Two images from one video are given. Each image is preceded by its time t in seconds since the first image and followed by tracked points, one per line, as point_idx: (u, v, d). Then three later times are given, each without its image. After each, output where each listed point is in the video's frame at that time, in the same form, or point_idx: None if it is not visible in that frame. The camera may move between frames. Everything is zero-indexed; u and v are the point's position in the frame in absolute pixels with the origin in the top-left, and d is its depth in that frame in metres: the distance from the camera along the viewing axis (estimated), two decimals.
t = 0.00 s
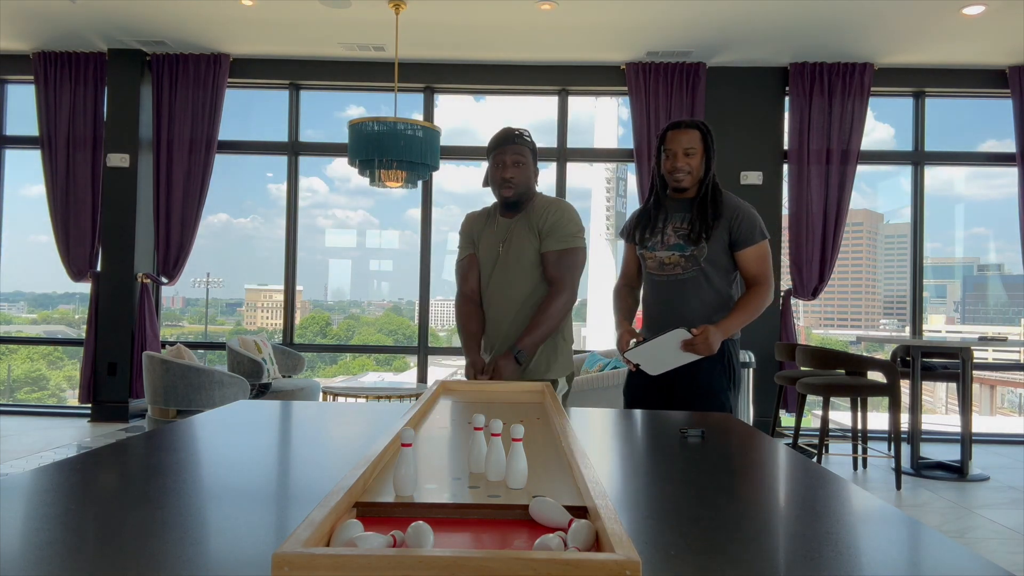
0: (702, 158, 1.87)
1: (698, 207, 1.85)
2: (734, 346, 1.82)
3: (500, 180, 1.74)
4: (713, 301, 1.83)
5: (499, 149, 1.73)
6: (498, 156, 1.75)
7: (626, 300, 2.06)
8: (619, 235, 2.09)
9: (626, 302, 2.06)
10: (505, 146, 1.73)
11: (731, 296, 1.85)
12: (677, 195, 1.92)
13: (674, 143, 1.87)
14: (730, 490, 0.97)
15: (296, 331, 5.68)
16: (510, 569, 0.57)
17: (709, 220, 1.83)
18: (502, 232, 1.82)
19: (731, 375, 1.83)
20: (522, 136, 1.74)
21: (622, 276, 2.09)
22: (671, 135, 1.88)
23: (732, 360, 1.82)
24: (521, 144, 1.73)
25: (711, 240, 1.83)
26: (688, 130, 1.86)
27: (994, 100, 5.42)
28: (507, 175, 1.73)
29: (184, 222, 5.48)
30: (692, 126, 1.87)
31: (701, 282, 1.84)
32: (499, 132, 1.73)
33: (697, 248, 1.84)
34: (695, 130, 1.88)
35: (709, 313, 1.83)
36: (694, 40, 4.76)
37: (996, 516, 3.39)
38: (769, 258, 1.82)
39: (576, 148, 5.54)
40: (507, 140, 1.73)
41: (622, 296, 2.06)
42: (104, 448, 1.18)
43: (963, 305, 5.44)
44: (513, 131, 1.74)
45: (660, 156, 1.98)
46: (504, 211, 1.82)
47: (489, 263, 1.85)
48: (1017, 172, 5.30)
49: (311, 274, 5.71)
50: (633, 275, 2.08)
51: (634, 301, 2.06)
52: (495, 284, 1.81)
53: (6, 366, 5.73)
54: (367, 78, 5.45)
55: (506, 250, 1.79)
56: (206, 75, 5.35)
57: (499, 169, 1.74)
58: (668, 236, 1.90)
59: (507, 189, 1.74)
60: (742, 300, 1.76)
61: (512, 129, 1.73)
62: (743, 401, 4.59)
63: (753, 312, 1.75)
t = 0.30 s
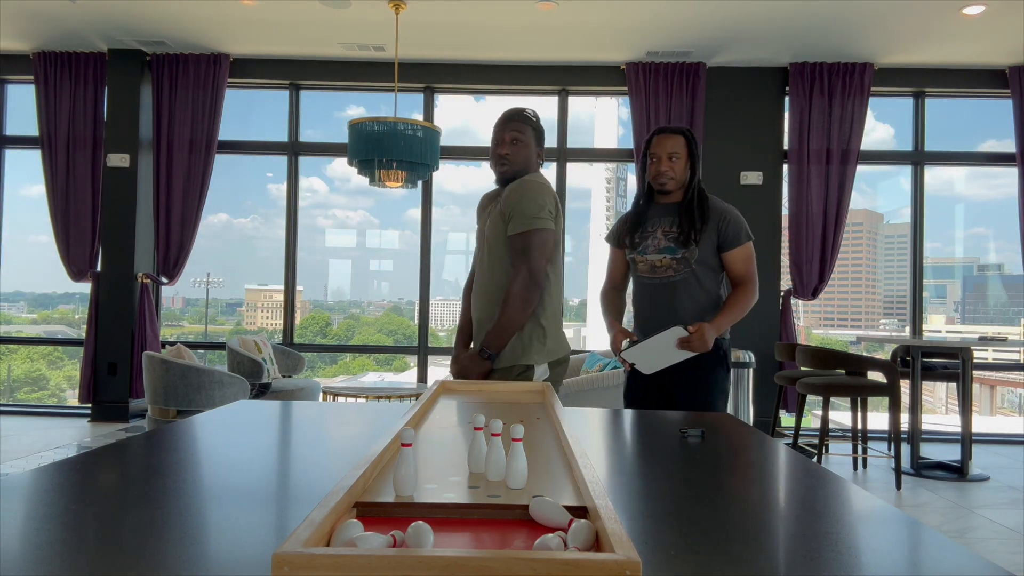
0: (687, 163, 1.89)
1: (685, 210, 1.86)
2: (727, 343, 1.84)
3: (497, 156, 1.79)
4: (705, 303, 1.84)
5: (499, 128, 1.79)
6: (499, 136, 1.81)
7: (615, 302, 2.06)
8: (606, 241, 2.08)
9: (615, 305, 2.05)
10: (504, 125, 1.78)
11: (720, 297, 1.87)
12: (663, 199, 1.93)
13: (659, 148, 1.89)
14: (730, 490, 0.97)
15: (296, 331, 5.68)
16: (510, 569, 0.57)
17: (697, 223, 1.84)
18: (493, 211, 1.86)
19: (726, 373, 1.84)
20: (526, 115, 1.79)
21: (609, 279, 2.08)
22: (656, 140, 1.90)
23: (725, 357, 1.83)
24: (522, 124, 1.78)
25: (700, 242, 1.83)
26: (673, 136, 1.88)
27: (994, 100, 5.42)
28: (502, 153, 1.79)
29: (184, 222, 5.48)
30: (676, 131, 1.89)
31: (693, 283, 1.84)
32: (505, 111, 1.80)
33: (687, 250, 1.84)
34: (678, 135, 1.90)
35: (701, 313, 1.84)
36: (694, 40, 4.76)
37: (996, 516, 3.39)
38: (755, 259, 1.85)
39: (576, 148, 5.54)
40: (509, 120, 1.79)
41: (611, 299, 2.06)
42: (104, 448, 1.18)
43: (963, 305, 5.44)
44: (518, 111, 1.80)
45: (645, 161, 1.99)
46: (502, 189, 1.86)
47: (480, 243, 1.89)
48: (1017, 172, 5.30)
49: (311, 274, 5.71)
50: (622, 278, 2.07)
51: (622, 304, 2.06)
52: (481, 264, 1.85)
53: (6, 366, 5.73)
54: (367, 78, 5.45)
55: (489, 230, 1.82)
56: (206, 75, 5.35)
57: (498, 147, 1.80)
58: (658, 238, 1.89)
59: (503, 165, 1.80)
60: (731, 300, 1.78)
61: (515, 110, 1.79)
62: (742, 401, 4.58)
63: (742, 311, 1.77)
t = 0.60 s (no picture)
0: (683, 164, 1.90)
1: (682, 211, 1.86)
2: (726, 344, 1.84)
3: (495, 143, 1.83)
4: (704, 303, 1.85)
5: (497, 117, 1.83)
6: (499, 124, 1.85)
7: (613, 304, 2.05)
8: (605, 244, 2.08)
9: (613, 308, 2.04)
10: (505, 113, 1.80)
11: (718, 297, 1.87)
12: (659, 201, 1.94)
13: (655, 150, 1.89)
14: (729, 490, 0.97)
15: (296, 331, 5.68)
16: (510, 570, 0.57)
17: (695, 223, 1.84)
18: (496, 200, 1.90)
19: (725, 375, 1.84)
20: (523, 103, 1.80)
21: (607, 281, 2.08)
22: (652, 142, 1.90)
23: (725, 359, 1.83)
24: (520, 111, 1.79)
25: (698, 243, 1.84)
26: (669, 137, 1.88)
27: (994, 100, 5.42)
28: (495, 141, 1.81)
29: (184, 222, 5.48)
30: (672, 133, 1.90)
31: (691, 284, 1.85)
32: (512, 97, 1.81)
33: (685, 251, 1.84)
34: (673, 137, 1.91)
35: (700, 314, 1.84)
36: (694, 40, 4.76)
37: (996, 516, 3.39)
38: (752, 258, 1.85)
39: (575, 148, 5.54)
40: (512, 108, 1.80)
41: (609, 300, 2.05)
42: (104, 448, 1.18)
43: (963, 305, 5.44)
44: (522, 99, 1.80)
45: (640, 164, 1.99)
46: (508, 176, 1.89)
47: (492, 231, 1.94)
48: (1017, 171, 5.30)
49: (311, 274, 5.71)
50: (620, 280, 2.07)
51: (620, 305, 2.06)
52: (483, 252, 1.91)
53: (6, 366, 5.73)
54: (367, 78, 5.45)
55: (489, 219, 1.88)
56: (206, 75, 5.35)
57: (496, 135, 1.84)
58: (656, 240, 1.89)
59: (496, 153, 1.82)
60: (729, 299, 1.79)
61: (517, 98, 1.80)
62: (742, 401, 4.58)
63: (740, 311, 1.78)
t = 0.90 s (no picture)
0: (686, 165, 1.90)
1: (685, 211, 1.86)
2: (727, 346, 1.84)
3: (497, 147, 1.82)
4: (707, 302, 1.85)
5: (500, 119, 1.82)
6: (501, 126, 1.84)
7: (615, 305, 2.05)
8: (607, 244, 2.08)
9: (614, 308, 2.04)
10: (507, 117, 1.80)
11: (721, 297, 1.88)
12: (662, 200, 1.93)
13: (659, 150, 1.89)
14: (728, 490, 0.97)
15: (296, 331, 5.68)
16: (510, 570, 0.57)
17: (699, 223, 1.84)
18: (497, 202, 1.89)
19: (725, 377, 1.84)
20: (527, 105, 1.79)
21: (609, 282, 2.08)
22: (655, 143, 1.90)
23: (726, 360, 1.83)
24: (521, 114, 1.78)
25: (702, 242, 1.84)
26: (672, 137, 1.88)
27: (993, 100, 5.42)
28: (499, 144, 1.81)
29: (184, 222, 5.48)
30: (675, 133, 1.90)
31: (695, 283, 1.84)
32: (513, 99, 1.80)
33: (689, 250, 1.84)
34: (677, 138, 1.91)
35: (703, 313, 1.84)
36: (694, 40, 4.76)
37: (996, 517, 3.39)
38: (755, 259, 1.86)
39: (576, 148, 5.54)
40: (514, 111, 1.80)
41: (611, 301, 2.05)
42: (104, 448, 1.18)
43: (963, 305, 5.44)
44: (523, 103, 1.79)
45: (643, 165, 1.99)
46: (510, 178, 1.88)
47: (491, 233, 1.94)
48: (1017, 171, 5.30)
49: (311, 274, 5.71)
50: (621, 281, 2.07)
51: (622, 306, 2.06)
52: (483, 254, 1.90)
53: (6, 366, 5.73)
54: (366, 78, 5.45)
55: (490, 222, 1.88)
56: (206, 75, 5.35)
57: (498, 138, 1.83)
58: (659, 239, 1.89)
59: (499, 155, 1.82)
60: (732, 299, 1.79)
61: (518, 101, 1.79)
62: (743, 401, 4.58)
63: (744, 311, 1.78)
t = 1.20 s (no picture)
0: (689, 164, 1.89)
1: (687, 210, 1.86)
2: (728, 345, 1.84)
3: (504, 172, 1.68)
4: (709, 302, 1.85)
5: (503, 140, 1.68)
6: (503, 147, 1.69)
7: (615, 304, 2.05)
8: (608, 242, 2.08)
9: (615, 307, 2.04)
10: (511, 140, 1.66)
11: (722, 296, 1.88)
12: (665, 200, 1.93)
13: (661, 149, 1.88)
14: (729, 490, 0.97)
15: (296, 331, 5.68)
16: (510, 569, 0.57)
17: (700, 223, 1.84)
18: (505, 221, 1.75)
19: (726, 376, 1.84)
20: (533, 125, 1.66)
21: (610, 281, 2.08)
22: (657, 142, 1.89)
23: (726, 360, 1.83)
24: (527, 135, 1.65)
25: (703, 241, 1.84)
26: (674, 137, 1.88)
27: (993, 100, 5.42)
28: (510, 165, 1.66)
29: (184, 222, 5.48)
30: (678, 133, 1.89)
31: (696, 283, 1.85)
32: (512, 122, 1.66)
33: (691, 249, 1.84)
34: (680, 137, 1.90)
35: (704, 312, 1.84)
36: (694, 40, 4.76)
37: (996, 517, 3.38)
38: (757, 258, 1.86)
39: (575, 148, 5.54)
40: (517, 132, 1.65)
41: (612, 300, 2.05)
42: (103, 448, 1.18)
43: (963, 305, 5.44)
44: (525, 123, 1.65)
45: (645, 164, 1.99)
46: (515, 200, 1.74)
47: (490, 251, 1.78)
48: (1017, 171, 5.30)
49: (311, 274, 5.71)
50: (622, 280, 2.07)
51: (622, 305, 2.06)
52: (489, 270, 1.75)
53: (6, 366, 5.72)
54: (366, 78, 5.45)
55: (505, 240, 1.73)
56: (206, 75, 5.35)
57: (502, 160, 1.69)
58: (661, 238, 1.89)
59: (508, 179, 1.68)
60: (734, 298, 1.80)
61: (521, 121, 1.65)
62: (743, 401, 4.58)
63: (745, 310, 1.78)
